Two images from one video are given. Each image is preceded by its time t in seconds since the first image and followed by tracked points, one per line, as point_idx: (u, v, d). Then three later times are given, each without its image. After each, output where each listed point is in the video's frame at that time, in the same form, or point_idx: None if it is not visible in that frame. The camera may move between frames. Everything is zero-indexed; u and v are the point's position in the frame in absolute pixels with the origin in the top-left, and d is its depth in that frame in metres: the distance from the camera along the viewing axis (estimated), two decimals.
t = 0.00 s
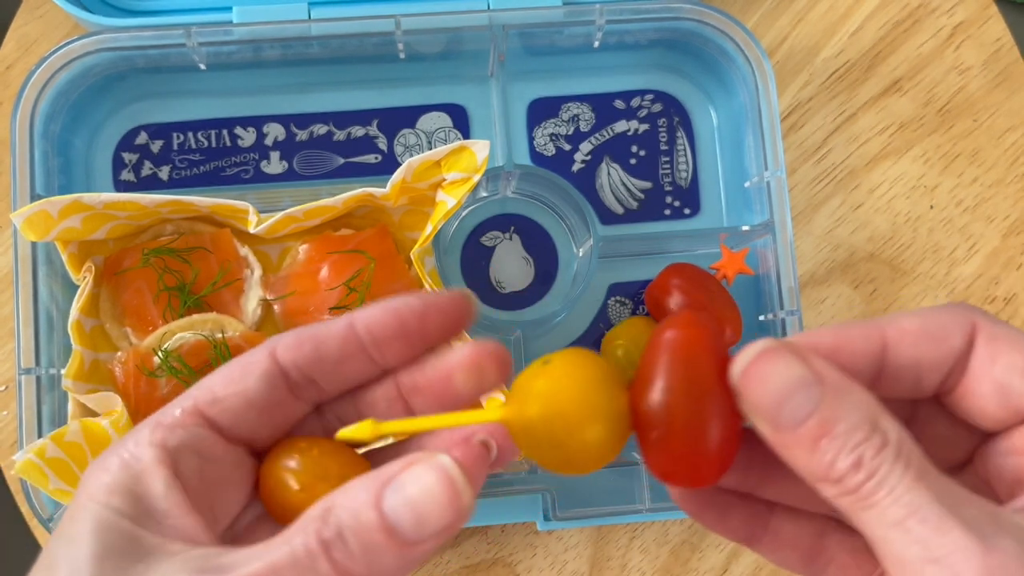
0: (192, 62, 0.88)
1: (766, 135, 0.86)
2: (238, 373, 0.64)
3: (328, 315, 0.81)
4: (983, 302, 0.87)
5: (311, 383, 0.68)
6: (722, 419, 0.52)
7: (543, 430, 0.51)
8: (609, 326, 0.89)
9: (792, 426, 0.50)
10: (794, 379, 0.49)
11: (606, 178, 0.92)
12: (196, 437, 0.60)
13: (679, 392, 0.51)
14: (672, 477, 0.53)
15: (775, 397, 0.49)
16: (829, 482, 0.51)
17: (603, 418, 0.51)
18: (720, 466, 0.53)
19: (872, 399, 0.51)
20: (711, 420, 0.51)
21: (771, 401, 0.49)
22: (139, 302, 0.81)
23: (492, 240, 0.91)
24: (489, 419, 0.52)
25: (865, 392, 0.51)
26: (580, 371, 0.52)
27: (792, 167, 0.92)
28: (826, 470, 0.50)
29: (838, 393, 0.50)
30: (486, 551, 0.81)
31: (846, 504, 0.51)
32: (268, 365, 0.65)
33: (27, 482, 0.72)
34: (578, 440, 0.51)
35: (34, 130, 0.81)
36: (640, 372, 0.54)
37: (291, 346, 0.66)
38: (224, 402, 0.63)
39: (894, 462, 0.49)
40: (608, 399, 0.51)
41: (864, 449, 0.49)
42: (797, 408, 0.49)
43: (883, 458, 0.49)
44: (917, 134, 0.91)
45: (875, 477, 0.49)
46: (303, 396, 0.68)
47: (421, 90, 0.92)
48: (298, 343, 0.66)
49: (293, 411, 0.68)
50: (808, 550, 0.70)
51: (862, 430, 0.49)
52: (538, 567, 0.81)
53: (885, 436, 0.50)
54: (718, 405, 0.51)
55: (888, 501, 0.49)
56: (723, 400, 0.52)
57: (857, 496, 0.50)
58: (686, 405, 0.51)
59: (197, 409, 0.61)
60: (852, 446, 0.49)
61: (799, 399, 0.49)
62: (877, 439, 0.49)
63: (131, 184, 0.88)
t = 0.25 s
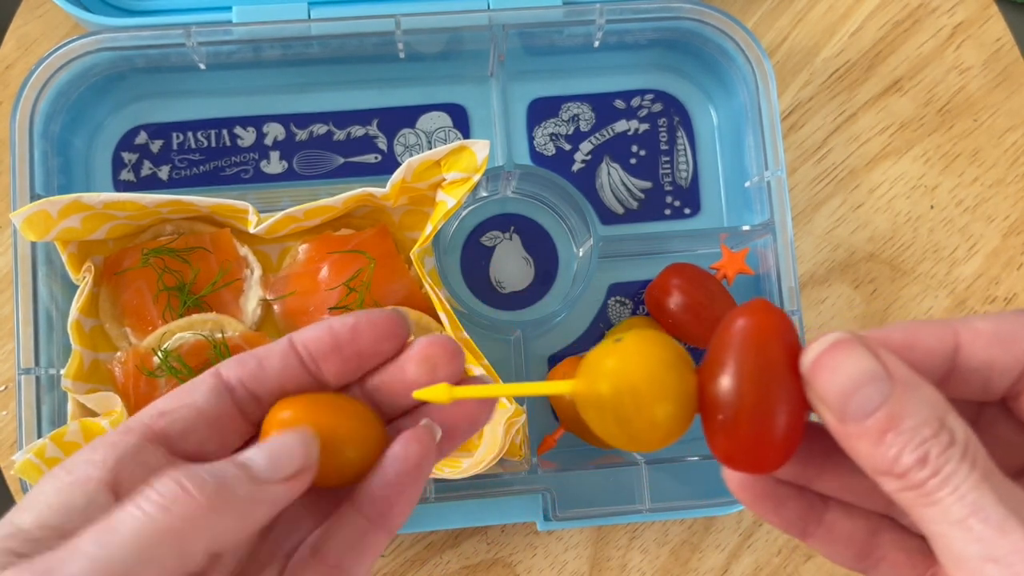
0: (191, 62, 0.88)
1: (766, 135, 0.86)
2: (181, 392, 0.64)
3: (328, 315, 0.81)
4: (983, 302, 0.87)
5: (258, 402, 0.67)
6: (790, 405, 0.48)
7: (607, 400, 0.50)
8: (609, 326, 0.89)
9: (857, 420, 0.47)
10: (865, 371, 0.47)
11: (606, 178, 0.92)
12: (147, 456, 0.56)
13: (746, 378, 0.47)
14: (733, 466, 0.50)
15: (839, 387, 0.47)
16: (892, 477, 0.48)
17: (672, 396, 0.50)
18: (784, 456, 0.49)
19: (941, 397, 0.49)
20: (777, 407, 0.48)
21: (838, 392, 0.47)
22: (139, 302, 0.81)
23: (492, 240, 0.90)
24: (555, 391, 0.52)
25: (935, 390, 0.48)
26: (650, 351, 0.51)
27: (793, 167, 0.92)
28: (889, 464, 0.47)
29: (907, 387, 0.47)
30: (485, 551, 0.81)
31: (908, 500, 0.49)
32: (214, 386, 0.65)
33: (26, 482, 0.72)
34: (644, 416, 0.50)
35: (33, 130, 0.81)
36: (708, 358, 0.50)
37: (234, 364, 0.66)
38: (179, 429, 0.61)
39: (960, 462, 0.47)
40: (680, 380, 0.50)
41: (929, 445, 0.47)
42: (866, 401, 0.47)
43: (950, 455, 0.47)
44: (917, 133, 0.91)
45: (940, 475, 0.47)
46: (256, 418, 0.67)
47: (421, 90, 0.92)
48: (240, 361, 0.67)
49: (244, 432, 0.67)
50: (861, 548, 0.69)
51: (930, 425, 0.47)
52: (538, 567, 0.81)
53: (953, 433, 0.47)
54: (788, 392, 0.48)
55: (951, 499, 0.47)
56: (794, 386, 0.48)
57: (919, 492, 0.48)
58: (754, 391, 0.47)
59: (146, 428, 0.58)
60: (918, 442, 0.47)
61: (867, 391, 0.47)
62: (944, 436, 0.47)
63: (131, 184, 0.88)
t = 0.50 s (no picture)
0: (191, 62, 0.88)
1: (766, 135, 0.86)
2: (145, 374, 0.61)
3: (327, 315, 0.81)
4: (984, 302, 0.87)
5: (225, 380, 0.67)
6: (821, 409, 0.47)
7: (625, 402, 0.49)
8: (610, 326, 0.89)
9: (890, 430, 0.47)
10: (901, 380, 0.46)
11: (606, 178, 0.92)
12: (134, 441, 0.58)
13: (777, 381, 0.46)
14: (759, 468, 0.49)
15: (874, 397, 0.46)
16: (925, 491, 0.48)
17: (696, 398, 0.49)
18: (813, 461, 0.48)
19: (982, 409, 0.47)
20: (808, 410, 0.46)
21: (872, 400, 0.46)
22: (138, 302, 0.81)
23: (492, 240, 0.90)
24: (577, 390, 0.51)
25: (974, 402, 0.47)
26: (673, 350, 0.49)
27: (793, 167, 0.92)
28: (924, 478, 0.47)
29: (945, 398, 0.46)
30: (485, 552, 0.81)
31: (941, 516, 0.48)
32: (175, 367, 0.62)
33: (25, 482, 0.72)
34: (667, 419, 0.49)
35: (33, 129, 0.81)
36: (736, 358, 0.49)
37: (191, 342, 0.64)
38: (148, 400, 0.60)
39: (999, 481, 0.46)
40: (702, 380, 0.49)
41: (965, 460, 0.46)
42: (900, 411, 0.46)
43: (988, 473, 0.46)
44: (918, 133, 0.91)
45: (976, 493, 0.46)
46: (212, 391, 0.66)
47: (421, 90, 0.92)
48: (193, 339, 0.64)
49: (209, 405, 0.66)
50: (892, 550, 0.68)
51: (968, 440, 0.46)
52: (538, 567, 0.81)
53: (991, 449, 0.46)
54: (819, 396, 0.47)
55: (987, 519, 0.46)
56: (825, 390, 0.47)
57: (955, 509, 0.47)
58: (785, 394, 0.46)
59: (123, 413, 0.59)
60: (955, 456, 0.46)
61: (903, 402, 0.46)
62: (982, 451, 0.46)
63: (131, 184, 0.88)
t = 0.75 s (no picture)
0: (190, 61, 0.88)
1: (767, 134, 0.86)
2: (179, 392, 0.61)
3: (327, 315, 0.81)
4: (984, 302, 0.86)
5: (255, 400, 0.66)
6: (820, 400, 0.47)
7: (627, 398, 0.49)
8: (610, 326, 0.89)
9: (884, 423, 0.46)
10: (895, 375, 0.46)
11: (606, 178, 0.92)
12: (145, 457, 0.58)
13: (775, 371, 0.46)
14: (756, 458, 0.49)
15: (868, 392, 0.45)
16: (922, 486, 0.48)
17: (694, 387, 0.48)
18: (811, 451, 0.48)
19: (981, 403, 0.47)
20: (805, 401, 0.47)
21: (867, 394, 0.46)
22: (138, 302, 0.80)
23: (492, 240, 0.90)
24: (576, 380, 0.51)
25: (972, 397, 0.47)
26: (673, 340, 0.49)
27: (793, 167, 0.92)
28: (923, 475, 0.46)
29: (941, 392, 0.46)
30: (485, 552, 0.81)
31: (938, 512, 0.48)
32: (209, 384, 0.62)
33: (25, 482, 0.72)
34: (664, 409, 0.48)
35: (32, 129, 0.81)
36: (733, 348, 0.49)
37: (233, 362, 0.63)
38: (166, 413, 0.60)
39: (993, 477, 0.45)
40: (698, 370, 0.49)
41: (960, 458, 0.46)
42: (894, 405, 0.46)
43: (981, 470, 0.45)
44: (918, 133, 0.90)
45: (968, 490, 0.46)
46: (240, 409, 0.66)
47: (421, 90, 0.92)
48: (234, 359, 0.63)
49: (236, 425, 0.66)
50: (908, 536, 0.68)
51: (963, 435, 0.46)
52: (538, 568, 0.81)
53: (989, 444, 0.46)
54: (817, 387, 0.47)
55: (982, 517, 0.46)
56: (825, 381, 0.47)
57: (951, 505, 0.47)
58: (784, 386, 0.46)
59: (137, 429, 0.59)
60: (949, 452, 0.46)
61: (896, 396, 0.46)
62: (979, 447, 0.46)
63: (130, 184, 0.88)
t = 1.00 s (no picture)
0: (190, 61, 0.88)
1: (767, 134, 0.86)
2: (199, 406, 0.60)
3: (327, 315, 0.81)
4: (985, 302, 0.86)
5: (277, 420, 0.65)
6: (830, 399, 0.47)
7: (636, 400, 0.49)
8: (610, 326, 0.89)
9: (897, 420, 0.47)
10: (904, 370, 0.46)
11: (606, 178, 0.92)
12: (156, 463, 0.59)
13: (784, 371, 0.47)
14: (769, 457, 0.50)
15: (878, 389, 0.46)
16: (937, 480, 0.48)
17: (704, 393, 0.49)
18: (824, 449, 0.48)
19: (991, 394, 0.47)
20: (814, 400, 0.47)
21: (877, 392, 0.46)
22: (138, 302, 0.80)
23: (492, 240, 0.90)
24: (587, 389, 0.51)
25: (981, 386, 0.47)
26: (682, 346, 0.49)
27: (793, 167, 0.92)
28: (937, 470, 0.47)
29: (950, 385, 0.46)
30: (485, 552, 0.81)
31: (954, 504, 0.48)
32: (231, 401, 0.61)
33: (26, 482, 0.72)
34: (676, 414, 0.49)
35: (32, 129, 0.81)
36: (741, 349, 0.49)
37: (256, 383, 0.63)
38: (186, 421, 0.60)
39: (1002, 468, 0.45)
40: (708, 374, 0.49)
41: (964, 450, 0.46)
42: (904, 400, 0.46)
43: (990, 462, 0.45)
44: (918, 133, 0.90)
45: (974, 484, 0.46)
46: (259, 429, 0.65)
47: (421, 90, 0.92)
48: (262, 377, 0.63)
49: (253, 444, 0.66)
50: (935, 524, 0.67)
51: (975, 427, 0.46)
52: (538, 568, 0.81)
53: (1000, 436, 0.46)
54: (827, 386, 0.47)
55: (998, 508, 0.46)
56: (835, 380, 0.47)
57: (966, 498, 0.47)
58: (793, 385, 0.47)
59: (151, 435, 0.59)
60: (961, 445, 0.46)
61: (906, 392, 0.46)
62: (990, 438, 0.46)
63: (130, 184, 0.88)
